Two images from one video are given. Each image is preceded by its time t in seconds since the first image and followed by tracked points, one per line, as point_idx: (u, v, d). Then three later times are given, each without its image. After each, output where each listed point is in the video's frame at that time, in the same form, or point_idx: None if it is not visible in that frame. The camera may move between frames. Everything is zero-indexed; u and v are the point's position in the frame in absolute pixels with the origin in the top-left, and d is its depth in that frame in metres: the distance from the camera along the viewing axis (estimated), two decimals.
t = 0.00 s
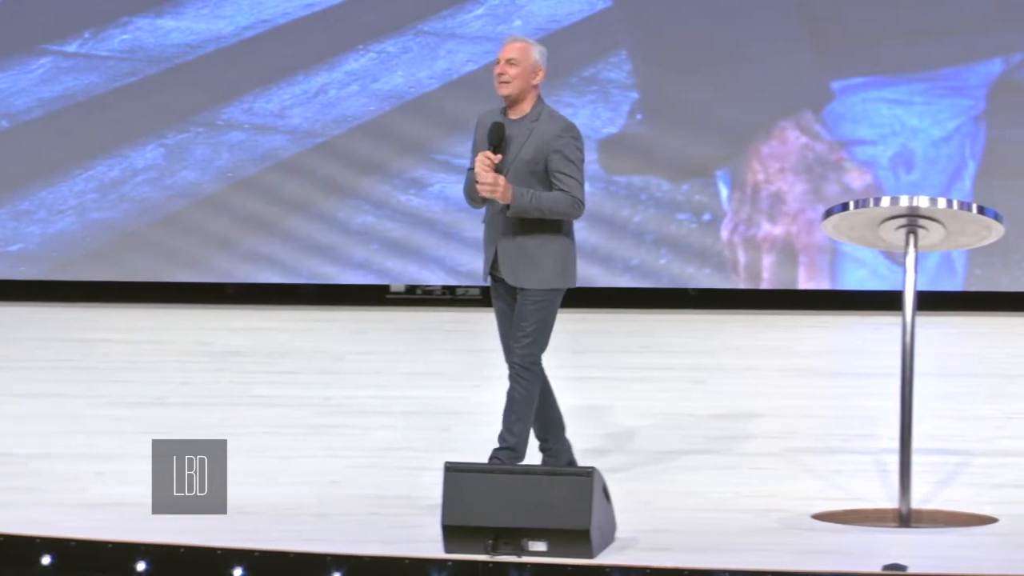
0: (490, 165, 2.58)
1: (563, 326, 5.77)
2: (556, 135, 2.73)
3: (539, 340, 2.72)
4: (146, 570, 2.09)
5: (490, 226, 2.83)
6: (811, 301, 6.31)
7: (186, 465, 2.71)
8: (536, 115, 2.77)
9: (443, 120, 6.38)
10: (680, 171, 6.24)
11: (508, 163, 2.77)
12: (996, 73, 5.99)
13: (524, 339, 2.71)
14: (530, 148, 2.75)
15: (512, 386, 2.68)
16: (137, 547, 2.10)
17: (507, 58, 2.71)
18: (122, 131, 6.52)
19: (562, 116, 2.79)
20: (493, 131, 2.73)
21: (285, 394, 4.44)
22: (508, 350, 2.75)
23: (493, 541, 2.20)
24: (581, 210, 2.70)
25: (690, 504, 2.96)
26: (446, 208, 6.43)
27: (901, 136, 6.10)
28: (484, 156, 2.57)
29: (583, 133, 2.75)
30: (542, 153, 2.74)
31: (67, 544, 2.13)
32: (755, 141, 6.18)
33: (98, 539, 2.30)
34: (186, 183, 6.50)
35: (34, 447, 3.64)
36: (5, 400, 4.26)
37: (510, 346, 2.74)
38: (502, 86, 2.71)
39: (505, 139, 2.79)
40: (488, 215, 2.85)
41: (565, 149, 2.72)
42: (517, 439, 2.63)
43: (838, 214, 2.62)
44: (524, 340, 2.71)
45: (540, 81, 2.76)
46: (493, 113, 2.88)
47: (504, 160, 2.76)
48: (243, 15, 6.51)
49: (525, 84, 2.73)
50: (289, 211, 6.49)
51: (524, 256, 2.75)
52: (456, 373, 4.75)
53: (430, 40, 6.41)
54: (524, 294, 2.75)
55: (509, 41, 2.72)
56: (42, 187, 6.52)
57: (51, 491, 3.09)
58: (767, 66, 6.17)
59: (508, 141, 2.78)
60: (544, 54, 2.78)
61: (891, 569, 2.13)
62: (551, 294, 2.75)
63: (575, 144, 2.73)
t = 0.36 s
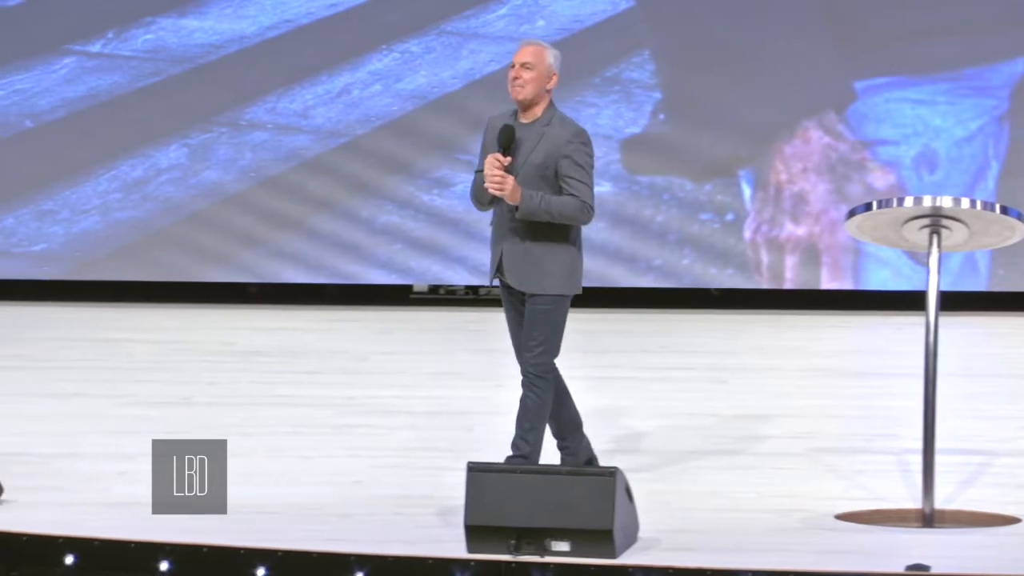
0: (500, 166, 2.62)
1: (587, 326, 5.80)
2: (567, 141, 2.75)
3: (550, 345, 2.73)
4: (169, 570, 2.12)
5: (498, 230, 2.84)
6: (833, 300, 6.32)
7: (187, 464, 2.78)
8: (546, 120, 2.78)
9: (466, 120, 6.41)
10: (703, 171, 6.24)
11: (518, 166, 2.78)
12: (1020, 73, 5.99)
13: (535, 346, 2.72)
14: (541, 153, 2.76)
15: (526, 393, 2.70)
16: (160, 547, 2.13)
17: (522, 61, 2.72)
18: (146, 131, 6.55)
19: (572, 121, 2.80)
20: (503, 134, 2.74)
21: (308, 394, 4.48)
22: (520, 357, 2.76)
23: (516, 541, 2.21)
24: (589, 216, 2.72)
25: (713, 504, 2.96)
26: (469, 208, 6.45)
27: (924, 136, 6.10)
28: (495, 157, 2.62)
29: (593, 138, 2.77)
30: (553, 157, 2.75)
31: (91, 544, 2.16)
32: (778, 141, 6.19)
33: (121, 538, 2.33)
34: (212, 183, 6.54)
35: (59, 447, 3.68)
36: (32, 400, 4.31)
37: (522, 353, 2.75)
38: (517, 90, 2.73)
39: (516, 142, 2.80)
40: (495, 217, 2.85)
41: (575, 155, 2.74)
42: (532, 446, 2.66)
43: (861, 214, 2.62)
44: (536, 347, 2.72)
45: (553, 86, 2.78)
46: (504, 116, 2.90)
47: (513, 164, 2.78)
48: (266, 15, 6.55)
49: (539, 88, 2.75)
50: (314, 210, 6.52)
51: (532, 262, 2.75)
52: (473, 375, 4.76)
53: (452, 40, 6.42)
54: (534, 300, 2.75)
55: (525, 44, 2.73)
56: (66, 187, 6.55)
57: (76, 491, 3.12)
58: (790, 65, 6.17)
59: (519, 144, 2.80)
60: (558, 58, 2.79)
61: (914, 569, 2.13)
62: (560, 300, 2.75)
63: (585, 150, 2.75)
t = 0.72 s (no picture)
0: (504, 178, 2.71)
1: (611, 326, 5.81)
2: (572, 150, 2.84)
3: (549, 351, 2.85)
4: (193, 569, 2.12)
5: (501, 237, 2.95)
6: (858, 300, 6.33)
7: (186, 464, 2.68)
8: (550, 129, 2.87)
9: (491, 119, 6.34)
10: (728, 172, 6.24)
11: (523, 176, 2.87)
12: None
13: (534, 355, 2.84)
14: (545, 162, 2.85)
15: (529, 401, 2.84)
16: (184, 546, 2.13)
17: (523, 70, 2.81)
18: (169, 130, 6.50)
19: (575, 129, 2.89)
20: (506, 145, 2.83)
21: (333, 394, 4.51)
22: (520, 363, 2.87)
23: (540, 541, 2.22)
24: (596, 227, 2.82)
25: (737, 505, 2.96)
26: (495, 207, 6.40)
27: (949, 136, 6.10)
28: (500, 167, 2.71)
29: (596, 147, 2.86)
30: (557, 167, 2.84)
31: (115, 543, 2.16)
32: (803, 140, 6.17)
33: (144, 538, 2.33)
34: (243, 178, 6.49)
35: (86, 447, 3.71)
36: (59, 400, 4.36)
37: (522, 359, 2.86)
38: (519, 99, 2.82)
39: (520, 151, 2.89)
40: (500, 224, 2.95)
41: (580, 164, 2.83)
42: (543, 451, 2.84)
43: (885, 214, 2.63)
44: (534, 355, 2.84)
45: (555, 94, 2.87)
46: (506, 122, 2.98)
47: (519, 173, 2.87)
48: (291, 15, 6.49)
49: (541, 96, 2.84)
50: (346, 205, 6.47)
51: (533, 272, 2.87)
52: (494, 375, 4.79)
53: (477, 40, 6.36)
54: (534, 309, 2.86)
55: (524, 53, 2.82)
56: (91, 188, 6.53)
57: (102, 490, 3.16)
58: (815, 65, 6.16)
59: (523, 152, 2.88)
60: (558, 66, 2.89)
61: (938, 569, 2.14)
62: (554, 305, 2.85)
63: (588, 159, 2.84)
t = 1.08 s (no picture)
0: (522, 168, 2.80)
1: (638, 326, 5.82)
2: (585, 143, 2.91)
3: (572, 349, 2.91)
4: (220, 569, 2.14)
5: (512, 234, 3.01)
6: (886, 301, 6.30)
7: (187, 465, 2.71)
8: (564, 124, 2.95)
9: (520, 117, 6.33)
10: (755, 172, 6.24)
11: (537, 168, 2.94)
12: None
13: (558, 357, 2.90)
14: (559, 154, 2.92)
15: (558, 403, 2.91)
16: (212, 546, 2.15)
17: (545, 62, 2.90)
18: (196, 130, 6.51)
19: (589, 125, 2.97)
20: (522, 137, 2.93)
21: (359, 394, 4.54)
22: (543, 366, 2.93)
23: (567, 541, 2.24)
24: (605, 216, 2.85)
25: (765, 504, 2.97)
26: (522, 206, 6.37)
27: (976, 136, 6.10)
28: (517, 158, 2.79)
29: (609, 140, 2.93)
30: (570, 159, 2.91)
31: (142, 542, 2.18)
32: (830, 140, 6.17)
33: (172, 537, 2.34)
34: (278, 174, 6.51)
35: (113, 446, 3.74)
36: (88, 400, 4.41)
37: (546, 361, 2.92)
38: (538, 89, 2.90)
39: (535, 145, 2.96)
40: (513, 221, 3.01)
41: (592, 157, 2.90)
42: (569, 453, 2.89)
43: (913, 214, 2.62)
44: (558, 357, 2.90)
45: (571, 90, 2.96)
46: (518, 122, 3.06)
47: (533, 166, 2.94)
48: (318, 15, 6.50)
49: (558, 90, 2.92)
50: (380, 202, 6.49)
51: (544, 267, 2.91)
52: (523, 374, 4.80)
53: (504, 40, 6.37)
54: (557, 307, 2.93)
55: (546, 47, 2.91)
56: (118, 187, 6.56)
57: (128, 489, 3.18)
58: (842, 65, 6.15)
59: (538, 145, 2.96)
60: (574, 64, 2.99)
61: (966, 569, 2.14)
62: (575, 308, 2.93)
63: (601, 152, 2.91)
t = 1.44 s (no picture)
0: (529, 175, 2.90)
1: (661, 326, 5.82)
2: (584, 145, 2.92)
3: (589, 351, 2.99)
4: (243, 568, 2.16)
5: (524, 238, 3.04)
6: (909, 300, 6.29)
7: (187, 465, 2.82)
8: (564, 125, 2.97)
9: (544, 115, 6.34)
10: (778, 172, 6.23)
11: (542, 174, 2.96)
12: None
13: (577, 358, 2.98)
14: (561, 158, 2.94)
15: (575, 403, 2.97)
16: (234, 545, 2.17)
17: (540, 65, 2.93)
18: (221, 130, 6.56)
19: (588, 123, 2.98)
20: (526, 142, 2.95)
21: (382, 394, 4.57)
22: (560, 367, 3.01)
23: (589, 541, 2.25)
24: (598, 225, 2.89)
25: (788, 504, 2.98)
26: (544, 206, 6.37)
27: (1000, 136, 6.10)
28: (523, 166, 2.90)
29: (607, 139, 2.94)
30: (570, 161, 2.93)
31: (165, 542, 2.21)
32: (854, 140, 6.18)
33: (195, 536, 2.36)
34: (304, 173, 6.55)
35: (137, 446, 3.77)
36: (114, 401, 4.45)
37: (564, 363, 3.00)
38: (536, 93, 2.94)
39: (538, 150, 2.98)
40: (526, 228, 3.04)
41: (592, 158, 2.91)
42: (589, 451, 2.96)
43: (936, 214, 2.61)
44: (577, 358, 2.98)
45: (569, 91, 3.00)
46: (518, 127, 3.08)
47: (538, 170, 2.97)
48: (341, 15, 6.53)
49: (556, 91, 2.96)
50: (404, 202, 6.53)
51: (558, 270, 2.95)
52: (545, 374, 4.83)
53: (527, 40, 6.39)
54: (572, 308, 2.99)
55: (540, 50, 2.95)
56: (142, 187, 6.61)
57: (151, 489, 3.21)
58: (865, 65, 6.15)
59: (540, 151, 2.97)
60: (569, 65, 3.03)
61: (989, 568, 2.14)
62: (590, 310, 2.99)
63: (601, 152, 2.92)
